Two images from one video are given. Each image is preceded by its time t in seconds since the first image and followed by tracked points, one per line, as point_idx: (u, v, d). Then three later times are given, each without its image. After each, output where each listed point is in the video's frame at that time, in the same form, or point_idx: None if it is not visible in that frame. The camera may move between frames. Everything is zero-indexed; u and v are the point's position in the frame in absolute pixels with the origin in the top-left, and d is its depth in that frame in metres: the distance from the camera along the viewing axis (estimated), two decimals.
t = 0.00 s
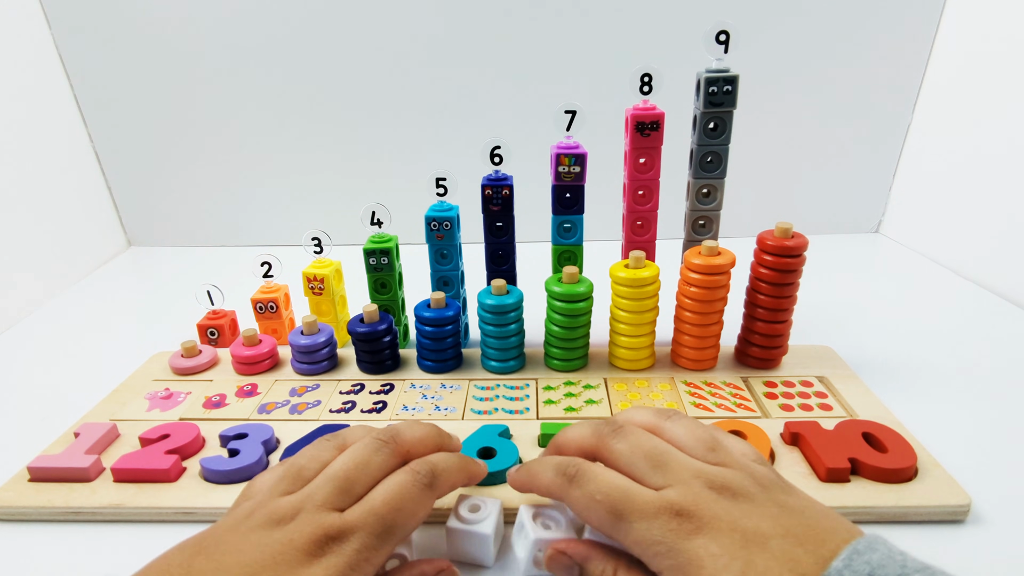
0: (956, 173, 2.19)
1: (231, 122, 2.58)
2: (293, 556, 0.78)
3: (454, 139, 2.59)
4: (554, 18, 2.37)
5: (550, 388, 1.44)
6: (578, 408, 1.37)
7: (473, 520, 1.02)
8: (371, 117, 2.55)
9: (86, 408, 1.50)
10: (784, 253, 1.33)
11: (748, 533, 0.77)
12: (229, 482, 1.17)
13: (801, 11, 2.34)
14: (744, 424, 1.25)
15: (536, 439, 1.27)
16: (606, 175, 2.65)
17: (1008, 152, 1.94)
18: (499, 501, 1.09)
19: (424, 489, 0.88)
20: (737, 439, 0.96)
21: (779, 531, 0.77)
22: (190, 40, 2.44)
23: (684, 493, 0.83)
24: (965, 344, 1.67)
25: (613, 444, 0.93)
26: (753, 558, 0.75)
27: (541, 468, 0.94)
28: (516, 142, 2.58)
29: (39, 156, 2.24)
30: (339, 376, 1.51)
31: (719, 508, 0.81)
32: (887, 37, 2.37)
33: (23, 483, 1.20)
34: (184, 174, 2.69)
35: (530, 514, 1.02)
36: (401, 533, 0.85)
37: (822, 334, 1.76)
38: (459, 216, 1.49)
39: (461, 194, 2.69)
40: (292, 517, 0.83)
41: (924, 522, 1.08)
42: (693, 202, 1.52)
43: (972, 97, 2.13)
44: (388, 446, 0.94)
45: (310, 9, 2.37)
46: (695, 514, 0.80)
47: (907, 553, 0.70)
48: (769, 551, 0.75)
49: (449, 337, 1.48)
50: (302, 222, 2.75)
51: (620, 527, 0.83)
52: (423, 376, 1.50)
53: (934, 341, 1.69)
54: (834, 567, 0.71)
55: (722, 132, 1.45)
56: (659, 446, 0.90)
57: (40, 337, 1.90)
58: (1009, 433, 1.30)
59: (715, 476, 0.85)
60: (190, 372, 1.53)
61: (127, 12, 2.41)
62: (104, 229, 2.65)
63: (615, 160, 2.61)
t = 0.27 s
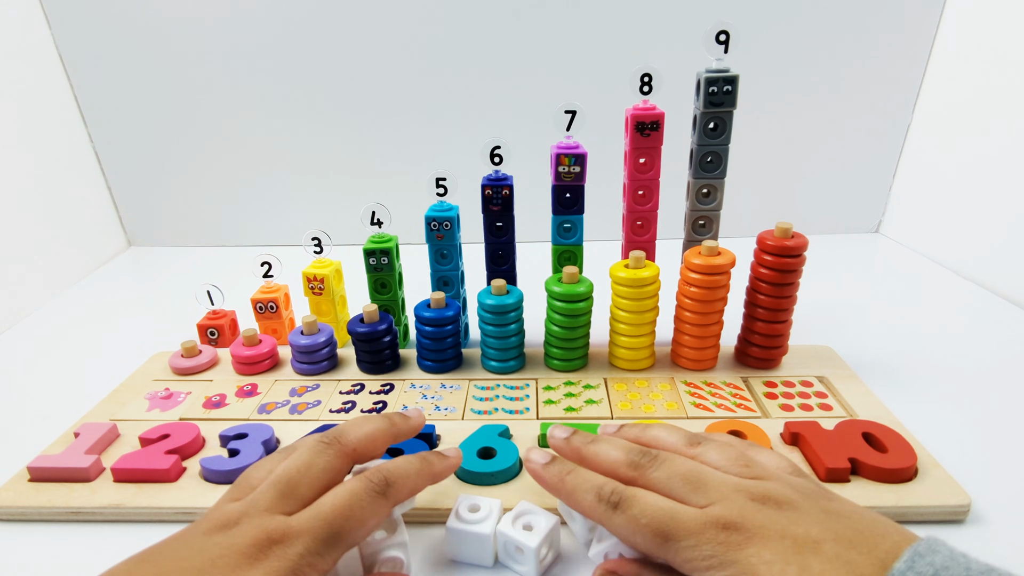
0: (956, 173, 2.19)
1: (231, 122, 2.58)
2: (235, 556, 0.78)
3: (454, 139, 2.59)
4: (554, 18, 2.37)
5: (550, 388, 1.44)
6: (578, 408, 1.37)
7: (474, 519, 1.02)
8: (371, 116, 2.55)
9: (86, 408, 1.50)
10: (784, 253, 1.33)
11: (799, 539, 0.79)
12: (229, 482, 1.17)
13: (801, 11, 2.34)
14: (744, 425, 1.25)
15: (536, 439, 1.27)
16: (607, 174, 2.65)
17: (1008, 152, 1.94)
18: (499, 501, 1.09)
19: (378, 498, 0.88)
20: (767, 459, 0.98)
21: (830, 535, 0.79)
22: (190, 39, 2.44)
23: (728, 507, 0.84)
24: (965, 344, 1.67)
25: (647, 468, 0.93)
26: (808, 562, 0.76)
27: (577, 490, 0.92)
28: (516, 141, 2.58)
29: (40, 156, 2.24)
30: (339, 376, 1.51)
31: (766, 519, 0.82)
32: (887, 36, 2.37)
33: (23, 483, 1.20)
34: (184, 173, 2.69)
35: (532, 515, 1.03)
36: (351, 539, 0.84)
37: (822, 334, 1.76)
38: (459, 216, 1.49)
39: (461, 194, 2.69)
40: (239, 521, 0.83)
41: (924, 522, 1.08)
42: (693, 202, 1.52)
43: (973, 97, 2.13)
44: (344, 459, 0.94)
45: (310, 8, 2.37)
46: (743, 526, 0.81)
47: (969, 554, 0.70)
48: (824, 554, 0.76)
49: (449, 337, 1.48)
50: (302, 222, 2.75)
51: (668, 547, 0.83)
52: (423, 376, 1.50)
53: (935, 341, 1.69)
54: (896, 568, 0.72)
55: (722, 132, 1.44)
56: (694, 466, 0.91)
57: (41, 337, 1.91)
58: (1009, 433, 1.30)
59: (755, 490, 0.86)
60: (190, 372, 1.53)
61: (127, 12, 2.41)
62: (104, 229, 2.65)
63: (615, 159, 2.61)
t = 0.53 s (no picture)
0: (956, 174, 2.19)
1: (231, 123, 2.58)
2: (172, 566, 0.71)
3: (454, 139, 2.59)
4: (554, 18, 2.37)
5: (550, 388, 1.44)
6: (578, 408, 1.37)
7: (474, 519, 1.01)
8: (371, 117, 2.55)
9: (86, 408, 1.50)
10: (784, 253, 1.33)
11: (871, 530, 0.71)
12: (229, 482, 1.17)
13: (801, 11, 2.34)
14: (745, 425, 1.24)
15: (536, 439, 1.27)
16: (606, 175, 2.65)
17: (1008, 152, 1.94)
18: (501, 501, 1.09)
19: (309, 475, 0.79)
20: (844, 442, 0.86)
21: (903, 528, 0.71)
22: (190, 40, 2.44)
23: (800, 493, 0.76)
24: (965, 344, 1.67)
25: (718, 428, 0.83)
26: (879, 552, 0.68)
27: (652, 425, 0.82)
28: (516, 142, 2.58)
29: (40, 156, 2.24)
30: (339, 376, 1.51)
31: (837, 507, 0.74)
32: (886, 37, 2.37)
33: (23, 483, 1.20)
34: (184, 174, 2.69)
35: (532, 517, 1.03)
36: (288, 522, 0.77)
37: (822, 334, 1.76)
38: (459, 216, 1.49)
39: (461, 194, 2.69)
40: (176, 532, 0.75)
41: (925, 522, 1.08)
42: (693, 202, 1.52)
43: (972, 97, 2.13)
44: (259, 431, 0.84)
45: (310, 9, 2.37)
46: (816, 512, 0.74)
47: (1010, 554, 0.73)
48: (896, 548, 0.68)
49: (449, 337, 1.48)
50: (302, 222, 2.75)
51: (735, 517, 0.76)
52: (423, 376, 1.50)
53: (935, 341, 1.69)
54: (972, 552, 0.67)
55: (722, 132, 1.44)
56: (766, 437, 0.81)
57: (41, 337, 1.91)
58: (1009, 433, 1.30)
59: (826, 476, 0.78)
60: (190, 372, 1.53)
61: (127, 12, 2.41)
62: (104, 229, 2.65)
63: (615, 160, 2.61)
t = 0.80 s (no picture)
0: (956, 173, 2.19)
1: (231, 122, 2.58)
2: None
3: (454, 139, 2.59)
4: (554, 18, 2.37)
5: (550, 388, 1.44)
6: (578, 408, 1.37)
7: (474, 519, 1.01)
8: (372, 117, 2.55)
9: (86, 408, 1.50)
10: (784, 253, 1.33)
11: None
12: (230, 482, 1.18)
13: (801, 11, 2.34)
14: (744, 425, 1.25)
15: (536, 439, 1.27)
16: (606, 174, 2.65)
17: (1008, 152, 1.94)
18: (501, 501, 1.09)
19: (76, 512, 0.71)
20: None
21: None
22: (190, 39, 2.44)
23: None
24: (965, 344, 1.67)
25: None
26: None
27: None
28: (516, 141, 2.58)
29: (40, 156, 2.24)
30: (339, 376, 1.51)
31: None
32: (887, 36, 2.37)
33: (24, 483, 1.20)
34: (185, 174, 2.69)
35: (532, 517, 1.03)
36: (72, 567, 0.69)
37: (823, 334, 1.76)
38: (459, 216, 1.49)
39: (461, 194, 2.69)
40: None
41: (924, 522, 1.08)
42: (693, 202, 1.52)
43: (972, 97, 2.13)
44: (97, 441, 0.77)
45: (311, 8, 2.37)
46: None
47: None
48: None
49: (449, 337, 1.48)
50: (302, 222, 2.75)
51: None
52: (423, 376, 1.50)
53: (936, 341, 1.69)
54: None
55: (722, 132, 1.44)
56: None
57: (41, 337, 1.91)
58: (1009, 433, 1.30)
59: None
60: (190, 372, 1.53)
61: (127, 12, 2.41)
62: (104, 229, 2.65)
63: (615, 159, 2.61)
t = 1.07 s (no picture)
0: (956, 174, 2.19)
1: (231, 122, 2.57)
2: None
3: (454, 139, 2.59)
4: (555, 18, 2.37)
5: (550, 388, 1.44)
6: (578, 408, 1.37)
7: (475, 519, 1.01)
8: (372, 116, 2.55)
9: (86, 408, 1.50)
10: (784, 253, 1.33)
11: None
12: (229, 482, 1.18)
13: (801, 11, 2.34)
14: (744, 425, 1.24)
15: (536, 439, 1.27)
16: (606, 175, 2.65)
17: (1008, 152, 1.94)
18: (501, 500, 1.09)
19: None
20: None
21: None
22: (190, 40, 2.44)
23: None
24: (965, 344, 1.67)
25: None
26: None
27: None
28: (516, 141, 2.58)
29: (39, 156, 2.24)
30: (339, 376, 1.51)
31: None
32: (887, 36, 2.37)
33: (23, 483, 1.20)
34: (185, 174, 2.69)
35: (532, 516, 1.03)
36: None
37: (823, 334, 1.76)
38: (459, 216, 1.49)
39: (461, 194, 2.69)
40: None
41: (924, 522, 1.08)
42: (693, 202, 1.52)
43: (972, 97, 2.13)
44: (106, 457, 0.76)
45: (311, 9, 2.37)
46: None
47: None
48: None
49: (449, 336, 1.48)
50: (302, 222, 2.75)
51: None
52: (423, 376, 1.50)
53: (937, 342, 1.69)
54: None
55: (722, 132, 1.44)
56: None
57: (41, 337, 1.91)
58: (1009, 433, 1.30)
59: None
60: (190, 372, 1.53)
61: (128, 12, 2.41)
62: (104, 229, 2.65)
63: (615, 159, 2.61)
